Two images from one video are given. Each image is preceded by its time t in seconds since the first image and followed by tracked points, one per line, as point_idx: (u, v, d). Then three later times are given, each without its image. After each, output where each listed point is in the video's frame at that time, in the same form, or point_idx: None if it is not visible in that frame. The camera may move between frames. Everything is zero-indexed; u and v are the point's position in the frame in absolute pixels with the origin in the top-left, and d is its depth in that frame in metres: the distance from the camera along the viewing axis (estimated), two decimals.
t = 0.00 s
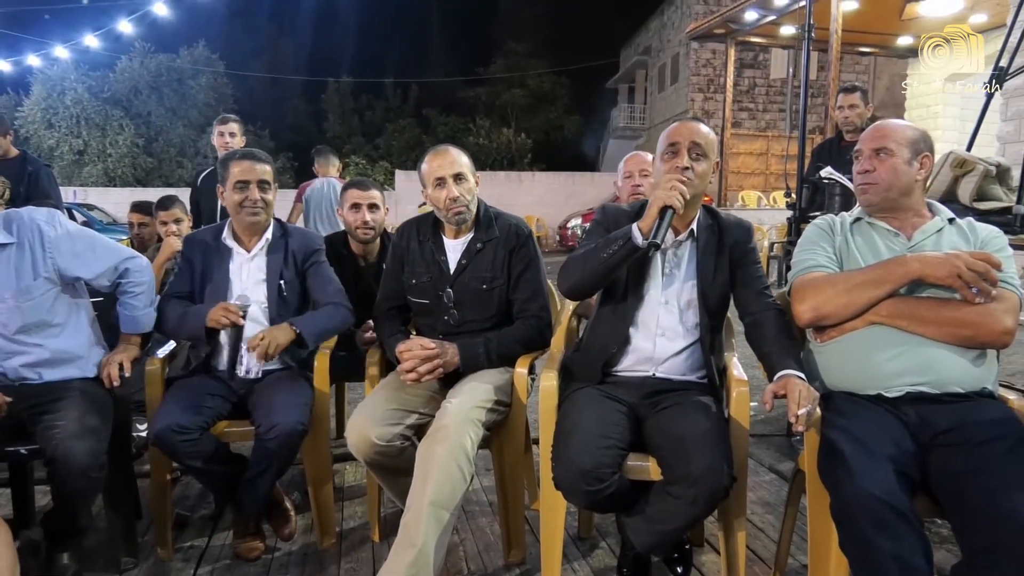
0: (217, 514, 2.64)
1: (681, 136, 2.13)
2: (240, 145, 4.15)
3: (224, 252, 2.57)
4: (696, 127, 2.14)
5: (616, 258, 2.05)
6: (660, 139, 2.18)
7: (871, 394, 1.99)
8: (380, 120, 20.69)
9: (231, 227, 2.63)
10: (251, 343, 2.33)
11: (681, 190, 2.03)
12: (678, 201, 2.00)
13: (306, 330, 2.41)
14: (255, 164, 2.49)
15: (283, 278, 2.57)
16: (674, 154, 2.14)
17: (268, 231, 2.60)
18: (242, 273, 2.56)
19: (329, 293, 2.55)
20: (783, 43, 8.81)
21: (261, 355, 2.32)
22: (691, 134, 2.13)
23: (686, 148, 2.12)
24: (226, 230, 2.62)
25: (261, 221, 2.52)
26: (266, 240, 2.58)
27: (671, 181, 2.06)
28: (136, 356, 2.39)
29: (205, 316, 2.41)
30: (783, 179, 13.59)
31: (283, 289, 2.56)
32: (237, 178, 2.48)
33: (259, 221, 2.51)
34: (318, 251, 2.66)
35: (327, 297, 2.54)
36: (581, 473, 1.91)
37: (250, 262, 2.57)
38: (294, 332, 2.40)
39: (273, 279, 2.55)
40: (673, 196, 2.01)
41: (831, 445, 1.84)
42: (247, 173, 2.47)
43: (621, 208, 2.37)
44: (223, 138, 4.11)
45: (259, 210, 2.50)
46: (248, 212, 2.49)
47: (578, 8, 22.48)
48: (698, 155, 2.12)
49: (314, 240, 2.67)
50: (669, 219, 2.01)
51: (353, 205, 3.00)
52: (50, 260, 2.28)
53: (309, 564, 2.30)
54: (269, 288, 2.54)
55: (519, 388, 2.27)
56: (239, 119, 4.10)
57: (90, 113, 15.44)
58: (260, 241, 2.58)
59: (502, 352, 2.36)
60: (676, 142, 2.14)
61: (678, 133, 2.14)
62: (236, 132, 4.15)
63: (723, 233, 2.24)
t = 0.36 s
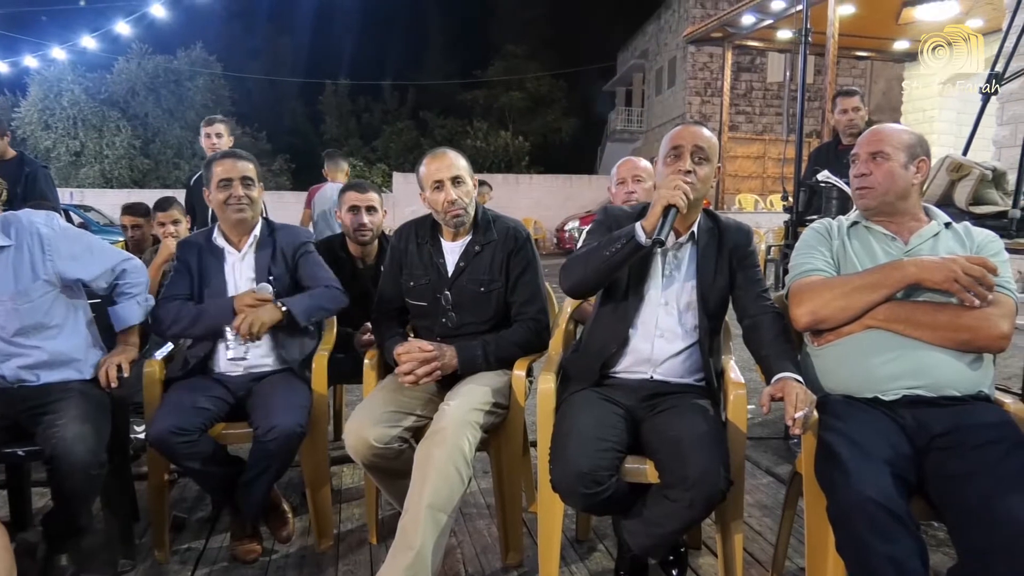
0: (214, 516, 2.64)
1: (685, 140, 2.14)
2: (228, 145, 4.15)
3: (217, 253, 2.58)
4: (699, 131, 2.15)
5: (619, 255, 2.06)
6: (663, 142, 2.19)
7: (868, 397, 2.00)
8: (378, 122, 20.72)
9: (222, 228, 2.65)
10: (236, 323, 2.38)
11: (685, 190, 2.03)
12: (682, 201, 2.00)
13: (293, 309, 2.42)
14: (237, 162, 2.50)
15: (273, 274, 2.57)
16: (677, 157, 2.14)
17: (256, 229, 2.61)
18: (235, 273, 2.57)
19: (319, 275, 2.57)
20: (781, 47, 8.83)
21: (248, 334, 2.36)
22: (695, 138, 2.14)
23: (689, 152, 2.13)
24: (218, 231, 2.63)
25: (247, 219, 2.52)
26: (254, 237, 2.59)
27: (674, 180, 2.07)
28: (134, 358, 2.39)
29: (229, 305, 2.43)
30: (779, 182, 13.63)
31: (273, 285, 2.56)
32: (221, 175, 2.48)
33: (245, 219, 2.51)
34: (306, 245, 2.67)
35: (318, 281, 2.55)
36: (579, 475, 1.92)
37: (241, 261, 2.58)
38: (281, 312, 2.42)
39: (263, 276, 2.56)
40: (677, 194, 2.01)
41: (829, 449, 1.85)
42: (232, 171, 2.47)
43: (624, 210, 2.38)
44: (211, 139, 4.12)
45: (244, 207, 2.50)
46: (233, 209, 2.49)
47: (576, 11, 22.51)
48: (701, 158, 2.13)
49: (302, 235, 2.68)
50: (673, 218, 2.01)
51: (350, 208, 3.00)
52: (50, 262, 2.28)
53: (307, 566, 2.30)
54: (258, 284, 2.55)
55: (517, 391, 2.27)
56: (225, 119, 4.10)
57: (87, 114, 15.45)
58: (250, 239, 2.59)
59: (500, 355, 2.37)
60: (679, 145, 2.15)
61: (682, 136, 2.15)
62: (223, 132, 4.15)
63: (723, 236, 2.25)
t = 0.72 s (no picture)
0: (191, 519, 2.62)
1: (661, 141, 2.15)
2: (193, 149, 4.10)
3: (188, 255, 2.55)
4: (675, 132, 2.16)
5: (598, 250, 2.07)
6: (640, 142, 2.20)
7: (844, 396, 2.02)
8: (359, 122, 20.65)
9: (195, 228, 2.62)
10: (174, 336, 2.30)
11: (661, 186, 2.05)
12: (659, 195, 2.03)
13: (233, 333, 2.34)
14: (207, 163, 2.47)
15: (241, 278, 2.55)
16: (653, 157, 2.15)
17: (228, 231, 2.58)
18: (207, 275, 2.56)
19: (271, 302, 2.48)
20: (761, 49, 8.89)
21: (181, 350, 2.28)
22: (671, 138, 2.14)
23: (664, 152, 2.14)
24: (190, 231, 2.61)
25: (215, 222, 2.50)
26: (226, 240, 2.57)
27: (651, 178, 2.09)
28: (102, 361, 2.35)
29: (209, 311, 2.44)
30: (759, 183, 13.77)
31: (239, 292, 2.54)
32: (190, 177, 2.46)
33: (212, 222, 2.50)
34: (278, 253, 2.62)
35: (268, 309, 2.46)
36: (559, 475, 1.92)
37: (212, 264, 2.57)
38: (220, 333, 2.33)
39: (233, 280, 2.55)
40: (653, 188, 2.04)
41: (806, 446, 1.87)
42: (200, 173, 2.44)
43: (605, 208, 2.39)
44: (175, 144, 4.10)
45: (212, 210, 2.48)
46: (200, 212, 2.47)
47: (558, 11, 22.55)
48: (676, 159, 2.13)
49: (274, 242, 2.63)
50: (649, 211, 2.02)
51: (330, 208, 2.98)
52: (27, 264, 2.23)
53: (286, 568, 2.28)
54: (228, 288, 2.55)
55: (498, 391, 2.27)
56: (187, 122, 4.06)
57: (63, 112, 15.13)
58: (221, 241, 2.57)
59: (480, 355, 2.37)
60: (655, 146, 2.16)
61: (658, 137, 2.16)
62: (187, 134, 4.11)
63: (702, 236, 2.26)
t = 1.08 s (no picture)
0: (158, 522, 2.57)
1: (624, 141, 2.14)
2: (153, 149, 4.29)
3: (154, 257, 2.50)
4: (638, 132, 2.15)
5: (566, 249, 2.07)
6: (605, 143, 2.20)
7: (811, 393, 2.05)
8: (330, 119, 20.45)
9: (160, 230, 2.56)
10: (155, 329, 2.23)
11: (623, 186, 2.07)
12: (622, 191, 2.05)
13: (214, 328, 2.32)
14: (176, 162, 2.42)
15: (211, 276, 2.50)
16: (615, 158, 2.16)
17: (196, 230, 2.54)
18: (174, 276, 2.50)
19: (244, 301, 2.47)
20: (730, 50, 8.99)
21: (165, 342, 2.21)
22: (634, 138, 2.14)
23: (626, 153, 2.13)
24: (155, 232, 2.55)
25: (184, 221, 2.45)
26: (194, 240, 2.52)
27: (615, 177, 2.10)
28: (64, 363, 2.29)
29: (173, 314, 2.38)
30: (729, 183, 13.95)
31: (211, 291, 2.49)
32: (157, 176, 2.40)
33: (181, 221, 2.44)
34: (249, 250, 2.59)
35: (241, 306, 2.46)
36: (530, 475, 1.92)
37: (181, 264, 2.51)
38: (201, 326, 2.30)
39: (201, 278, 2.49)
40: (616, 187, 2.06)
41: (774, 443, 1.89)
42: (169, 172, 2.39)
43: (573, 207, 2.40)
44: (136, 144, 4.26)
45: (181, 210, 2.42)
46: (168, 211, 2.41)
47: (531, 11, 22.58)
48: (638, 158, 2.13)
49: (244, 240, 2.60)
50: (613, 209, 2.05)
51: (299, 206, 2.94)
52: None
53: (255, 571, 2.25)
54: (197, 289, 2.48)
55: (469, 390, 2.26)
56: (148, 123, 4.26)
57: (24, 108, 14.52)
58: (190, 240, 2.52)
59: (451, 355, 2.36)
60: (618, 146, 2.16)
61: (622, 137, 2.16)
62: (148, 136, 4.28)
63: (671, 234, 2.28)
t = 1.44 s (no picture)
0: (138, 526, 2.54)
1: (601, 141, 2.15)
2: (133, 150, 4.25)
3: (134, 261, 2.46)
4: (616, 131, 2.16)
5: (545, 247, 2.07)
6: (583, 142, 2.21)
7: (791, 389, 2.07)
8: (312, 119, 20.35)
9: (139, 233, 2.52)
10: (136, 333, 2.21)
11: (599, 183, 2.06)
12: (599, 188, 2.05)
13: (198, 328, 2.31)
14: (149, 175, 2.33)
15: (193, 278, 2.47)
16: (593, 157, 2.16)
17: (177, 234, 2.51)
18: (155, 280, 2.47)
19: (226, 303, 2.45)
20: (712, 49, 9.03)
21: (145, 347, 2.18)
22: (612, 138, 2.14)
23: (604, 152, 2.14)
24: (134, 236, 2.51)
25: (162, 233, 2.41)
26: (175, 243, 2.49)
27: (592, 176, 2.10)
28: (40, 367, 2.25)
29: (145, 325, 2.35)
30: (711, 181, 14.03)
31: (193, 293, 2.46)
32: (132, 191, 2.33)
33: (160, 234, 2.41)
34: (230, 252, 2.57)
35: (223, 308, 2.44)
36: (512, 474, 1.92)
37: (162, 267, 2.48)
38: (184, 329, 2.28)
39: (183, 280, 2.46)
40: (594, 183, 2.05)
41: (754, 439, 1.91)
42: (143, 186, 2.32)
43: (553, 206, 2.40)
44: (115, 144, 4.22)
45: (158, 224, 2.38)
46: (145, 225, 2.37)
47: (514, 9, 22.57)
48: (616, 157, 2.13)
49: (225, 241, 2.57)
50: (590, 205, 2.05)
51: (280, 206, 2.93)
52: None
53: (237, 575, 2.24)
54: (178, 291, 2.45)
55: (451, 390, 2.26)
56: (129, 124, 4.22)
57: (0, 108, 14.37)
58: (170, 245, 2.49)
59: (434, 354, 2.35)
60: (596, 146, 2.17)
61: (599, 137, 2.17)
62: (128, 136, 4.24)
63: (651, 233, 2.29)
